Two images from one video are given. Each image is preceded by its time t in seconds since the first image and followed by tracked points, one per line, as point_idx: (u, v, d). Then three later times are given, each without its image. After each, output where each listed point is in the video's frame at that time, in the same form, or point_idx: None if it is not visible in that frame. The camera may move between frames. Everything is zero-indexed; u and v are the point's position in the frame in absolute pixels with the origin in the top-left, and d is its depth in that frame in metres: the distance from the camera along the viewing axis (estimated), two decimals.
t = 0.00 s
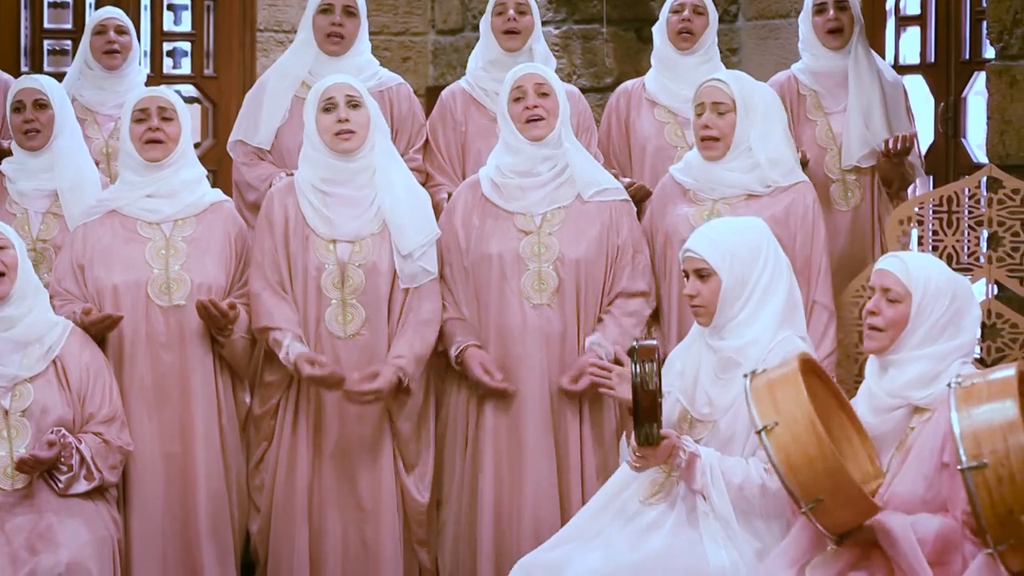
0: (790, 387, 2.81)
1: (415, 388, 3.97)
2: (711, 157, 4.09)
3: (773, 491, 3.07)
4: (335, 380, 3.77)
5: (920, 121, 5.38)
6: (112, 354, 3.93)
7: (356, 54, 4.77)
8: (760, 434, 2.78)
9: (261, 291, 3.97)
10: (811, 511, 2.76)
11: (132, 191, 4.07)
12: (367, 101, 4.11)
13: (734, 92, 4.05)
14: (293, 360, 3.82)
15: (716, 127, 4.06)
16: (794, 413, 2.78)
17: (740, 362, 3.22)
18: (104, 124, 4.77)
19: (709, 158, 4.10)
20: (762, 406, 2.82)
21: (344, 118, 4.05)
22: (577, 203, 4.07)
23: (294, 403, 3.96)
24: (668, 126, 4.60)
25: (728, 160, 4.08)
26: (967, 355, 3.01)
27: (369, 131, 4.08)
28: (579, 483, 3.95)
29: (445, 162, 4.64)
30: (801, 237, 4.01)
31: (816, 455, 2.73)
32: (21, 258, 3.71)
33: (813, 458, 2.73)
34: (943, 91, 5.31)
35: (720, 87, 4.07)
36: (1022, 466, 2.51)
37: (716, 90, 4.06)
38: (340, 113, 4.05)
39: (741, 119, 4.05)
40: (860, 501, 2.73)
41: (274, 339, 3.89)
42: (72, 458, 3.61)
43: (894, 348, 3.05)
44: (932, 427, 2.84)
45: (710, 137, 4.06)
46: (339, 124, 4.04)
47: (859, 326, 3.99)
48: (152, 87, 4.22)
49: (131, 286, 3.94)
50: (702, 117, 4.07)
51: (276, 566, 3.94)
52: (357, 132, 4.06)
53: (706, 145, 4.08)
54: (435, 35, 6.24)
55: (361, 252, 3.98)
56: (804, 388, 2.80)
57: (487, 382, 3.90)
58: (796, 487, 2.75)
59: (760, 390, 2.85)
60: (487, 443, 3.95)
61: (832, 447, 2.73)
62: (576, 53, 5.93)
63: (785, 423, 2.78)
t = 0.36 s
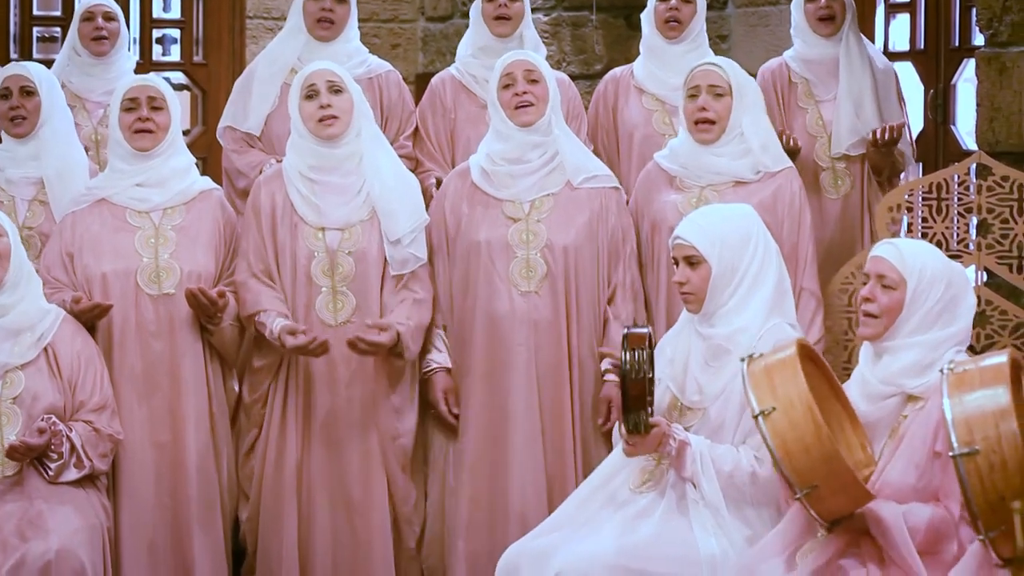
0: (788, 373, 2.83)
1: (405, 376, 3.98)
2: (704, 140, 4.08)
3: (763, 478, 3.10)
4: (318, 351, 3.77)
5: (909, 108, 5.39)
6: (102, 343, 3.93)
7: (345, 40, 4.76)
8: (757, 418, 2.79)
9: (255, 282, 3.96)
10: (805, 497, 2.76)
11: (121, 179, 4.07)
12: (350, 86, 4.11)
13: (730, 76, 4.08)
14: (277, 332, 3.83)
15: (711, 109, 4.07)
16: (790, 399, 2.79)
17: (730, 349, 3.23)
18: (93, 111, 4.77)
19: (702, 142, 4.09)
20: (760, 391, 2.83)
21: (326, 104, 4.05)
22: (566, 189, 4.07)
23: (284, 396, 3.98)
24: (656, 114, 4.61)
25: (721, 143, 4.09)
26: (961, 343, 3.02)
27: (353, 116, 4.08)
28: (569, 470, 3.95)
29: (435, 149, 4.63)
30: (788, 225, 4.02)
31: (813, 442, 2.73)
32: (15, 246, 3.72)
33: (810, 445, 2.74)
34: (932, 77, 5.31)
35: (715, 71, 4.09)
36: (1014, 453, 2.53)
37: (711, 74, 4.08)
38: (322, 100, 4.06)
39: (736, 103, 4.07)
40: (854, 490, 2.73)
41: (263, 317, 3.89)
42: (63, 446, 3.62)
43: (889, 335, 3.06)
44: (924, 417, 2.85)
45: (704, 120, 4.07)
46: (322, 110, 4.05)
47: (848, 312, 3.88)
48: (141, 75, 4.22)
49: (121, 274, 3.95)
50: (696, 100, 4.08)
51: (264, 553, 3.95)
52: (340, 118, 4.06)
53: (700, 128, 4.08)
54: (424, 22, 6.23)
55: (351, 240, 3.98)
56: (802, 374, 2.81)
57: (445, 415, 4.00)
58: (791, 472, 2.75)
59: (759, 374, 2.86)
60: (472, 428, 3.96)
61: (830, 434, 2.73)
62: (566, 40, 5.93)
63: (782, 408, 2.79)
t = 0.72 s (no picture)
0: (808, 338, 2.73)
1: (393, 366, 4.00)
2: (697, 129, 4.10)
3: (754, 469, 3.09)
4: (306, 324, 3.77)
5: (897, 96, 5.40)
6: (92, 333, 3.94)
7: (333, 30, 4.75)
8: (778, 378, 2.68)
9: (244, 273, 3.96)
10: (815, 461, 2.65)
11: (112, 170, 4.08)
12: (340, 76, 4.11)
13: (721, 65, 4.10)
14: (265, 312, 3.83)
15: (704, 98, 4.08)
16: (813, 361, 2.68)
17: (718, 339, 3.24)
18: (81, 100, 4.76)
19: (694, 129, 4.11)
20: (780, 352, 2.71)
21: (316, 94, 4.05)
22: (554, 179, 4.07)
23: (269, 383, 3.98)
24: (643, 103, 4.61)
25: (713, 132, 4.11)
26: (949, 332, 3.02)
27: (342, 106, 4.09)
28: (556, 457, 3.95)
29: (422, 138, 4.63)
30: (779, 212, 4.03)
31: (835, 407, 2.64)
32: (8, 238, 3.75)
33: (831, 410, 2.64)
34: (921, 66, 5.33)
35: (706, 60, 4.11)
36: (1005, 441, 2.40)
37: (703, 62, 4.10)
38: (312, 89, 4.06)
39: (727, 92, 4.10)
40: (861, 461, 2.66)
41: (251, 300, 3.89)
42: (54, 437, 3.62)
43: (875, 322, 3.07)
44: (911, 407, 2.90)
45: (697, 109, 4.09)
46: (311, 99, 4.05)
47: (837, 300, 3.92)
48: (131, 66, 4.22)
49: (111, 264, 3.95)
50: (689, 89, 4.09)
51: (251, 540, 3.95)
52: (329, 107, 4.06)
53: (693, 117, 4.10)
54: (413, 11, 6.22)
55: (337, 229, 3.99)
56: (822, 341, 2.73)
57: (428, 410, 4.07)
58: (806, 436, 2.64)
59: (779, 336, 2.75)
60: (458, 418, 3.95)
61: (851, 404, 2.66)
62: (554, 28, 5.92)
63: (805, 370, 2.67)
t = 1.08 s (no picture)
0: (768, 349, 2.78)
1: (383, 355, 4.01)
2: (692, 121, 4.10)
3: (742, 462, 3.08)
4: (290, 315, 3.76)
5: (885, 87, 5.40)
6: (82, 325, 3.93)
7: (320, 19, 4.74)
8: (735, 392, 2.74)
9: (231, 263, 3.96)
10: (781, 471, 2.72)
11: (100, 161, 4.07)
12: (331, 68, 4.12)
13: (717, 58, 4.08)
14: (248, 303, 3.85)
15: (700, 92, 4.08)
16: (772, 372, 2.74)
17: (705, 330, 3.24)
18: (68, 90, 4.76)
19: (690, 122, 4.11)
20: (740, 365, 2.78)
21: (306, 85, 4.05)
22: (542, 167, 4.07)
23: (256, 373, 3.98)
24: (631, 94, 4.61)
25: (709, 124, 4.10)
26: (935, 322, 3.04)
27: (332, 98, 4.10)
28: (543, 446, 3.95)
29: (411, 128, 4.62)
30: (773, 203, 4.04)
31: (793, 416, 2.70)
32: None
33: (789, 418, 2.70)
34: (908, 58, 5.34)
35: (701, 52, 4.10)
36: (981, 428, 2.41)
37: (697, 55, 4.09)
38: (303, 80, 4.06)
39: (723, 84, 4.09)
40: (830, 466, 2.70)
41: (235, 292, 3.90)
42: (42, 429, 3.63)
43: (863, 314, 3.08)
44: (897, 397, 2.87)
45: (693, 102, 4.08)
46: (302, 90, 4.05)
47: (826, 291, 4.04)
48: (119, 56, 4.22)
49: (100, 255, 3.95)
50: (684, 82, 4.09)
51: (239, 531, 3.95)
52: (318, 99, 4.06)
53: (688, 110, 4.09)
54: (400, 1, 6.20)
55: (325, 218, 3.99)
56: (783, 350, 2.77)
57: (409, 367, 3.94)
58: (768, 445, 2.71)
59: (736, 349, 2.82)
60: (447, 409, 3.95)
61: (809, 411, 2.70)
62: (542, 20, 5.92)
63: (764, 382, 2.74)
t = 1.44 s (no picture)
0: (783, 320, 2.73)
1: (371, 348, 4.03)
2: (684, 114, 4.10)
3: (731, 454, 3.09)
4: (281, 308, 3.77)
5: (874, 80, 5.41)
6: (70, 321, 3.92)
7: (309, 13, 4.73)
8: (751, 358, 2.68)
9: (219, 258, 3.96)
10: (786, 442, 2.65)
11: (89, 154, 4.07)
12: (319, 62, 4.11)
13: (710, 49, 4.10)
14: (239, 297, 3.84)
15: (693, 83, 4.09)
16: (787, 342, 2.69)
17: (692, 325, 3.24)
18: (57, 84, 4.74)
19: (682, 115, 4.11)
20: (755, 333, 2.72)
21: (294, 81, 4.05)
22: (530, 162, 4.07)
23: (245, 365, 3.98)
24: (618, 88, 4.61)
25: (701, 117, 4.11)
26: (918, 315, 3.05)
27: (320, 93, 4.09)
28: (532, 440, 3.96)
29: (399, 122, 4.62)
30: (765, 199, 4.04)
31: (806, 387, 2.64)
32: None
33: (802, 389, 2.64)
34: (896, 52, 5.34)
35: (694, 44, 4.11)
36: (972, 422, 2.38)
37: (691, 47, 4.10)
38: (290, 76, 4.06)
39: (716, 75, 4.10)
40: (832, 444, 2.66)
41: (225, 285, 3.89)
42: (30, 426, 3.62)
43: (846, 311, 3.08)
44: (884, 390, 2.90)
45: (686, 94, 4.09)
46: (290, 86, 4.05)
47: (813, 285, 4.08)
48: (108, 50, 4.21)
49: (90, 249, 3.94)
50: (678, 74, 4.09)
51: (227, 525, 3.96)
52: (307, 94, 4.06)
53: (680, 101, 4.10)
54: None
55: (313, 213, 3.99)
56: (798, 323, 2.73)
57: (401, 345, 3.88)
58: (778, 415, 2.64)
59: (751, 317, 2.76)
60: (436, 401, 3.95)
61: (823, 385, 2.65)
62: (530, 14, 5.93)
63: (779, 351, 2.67)
